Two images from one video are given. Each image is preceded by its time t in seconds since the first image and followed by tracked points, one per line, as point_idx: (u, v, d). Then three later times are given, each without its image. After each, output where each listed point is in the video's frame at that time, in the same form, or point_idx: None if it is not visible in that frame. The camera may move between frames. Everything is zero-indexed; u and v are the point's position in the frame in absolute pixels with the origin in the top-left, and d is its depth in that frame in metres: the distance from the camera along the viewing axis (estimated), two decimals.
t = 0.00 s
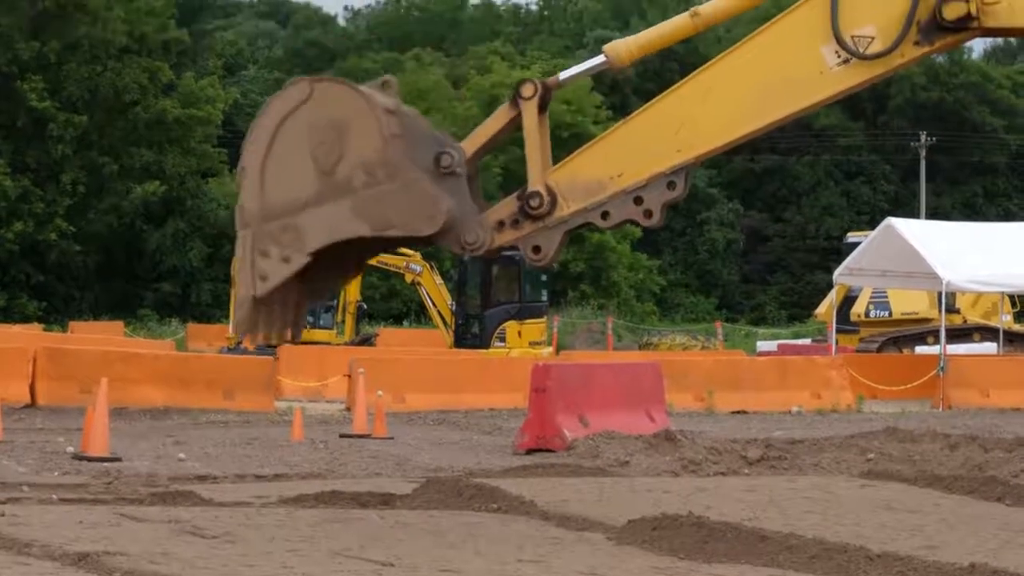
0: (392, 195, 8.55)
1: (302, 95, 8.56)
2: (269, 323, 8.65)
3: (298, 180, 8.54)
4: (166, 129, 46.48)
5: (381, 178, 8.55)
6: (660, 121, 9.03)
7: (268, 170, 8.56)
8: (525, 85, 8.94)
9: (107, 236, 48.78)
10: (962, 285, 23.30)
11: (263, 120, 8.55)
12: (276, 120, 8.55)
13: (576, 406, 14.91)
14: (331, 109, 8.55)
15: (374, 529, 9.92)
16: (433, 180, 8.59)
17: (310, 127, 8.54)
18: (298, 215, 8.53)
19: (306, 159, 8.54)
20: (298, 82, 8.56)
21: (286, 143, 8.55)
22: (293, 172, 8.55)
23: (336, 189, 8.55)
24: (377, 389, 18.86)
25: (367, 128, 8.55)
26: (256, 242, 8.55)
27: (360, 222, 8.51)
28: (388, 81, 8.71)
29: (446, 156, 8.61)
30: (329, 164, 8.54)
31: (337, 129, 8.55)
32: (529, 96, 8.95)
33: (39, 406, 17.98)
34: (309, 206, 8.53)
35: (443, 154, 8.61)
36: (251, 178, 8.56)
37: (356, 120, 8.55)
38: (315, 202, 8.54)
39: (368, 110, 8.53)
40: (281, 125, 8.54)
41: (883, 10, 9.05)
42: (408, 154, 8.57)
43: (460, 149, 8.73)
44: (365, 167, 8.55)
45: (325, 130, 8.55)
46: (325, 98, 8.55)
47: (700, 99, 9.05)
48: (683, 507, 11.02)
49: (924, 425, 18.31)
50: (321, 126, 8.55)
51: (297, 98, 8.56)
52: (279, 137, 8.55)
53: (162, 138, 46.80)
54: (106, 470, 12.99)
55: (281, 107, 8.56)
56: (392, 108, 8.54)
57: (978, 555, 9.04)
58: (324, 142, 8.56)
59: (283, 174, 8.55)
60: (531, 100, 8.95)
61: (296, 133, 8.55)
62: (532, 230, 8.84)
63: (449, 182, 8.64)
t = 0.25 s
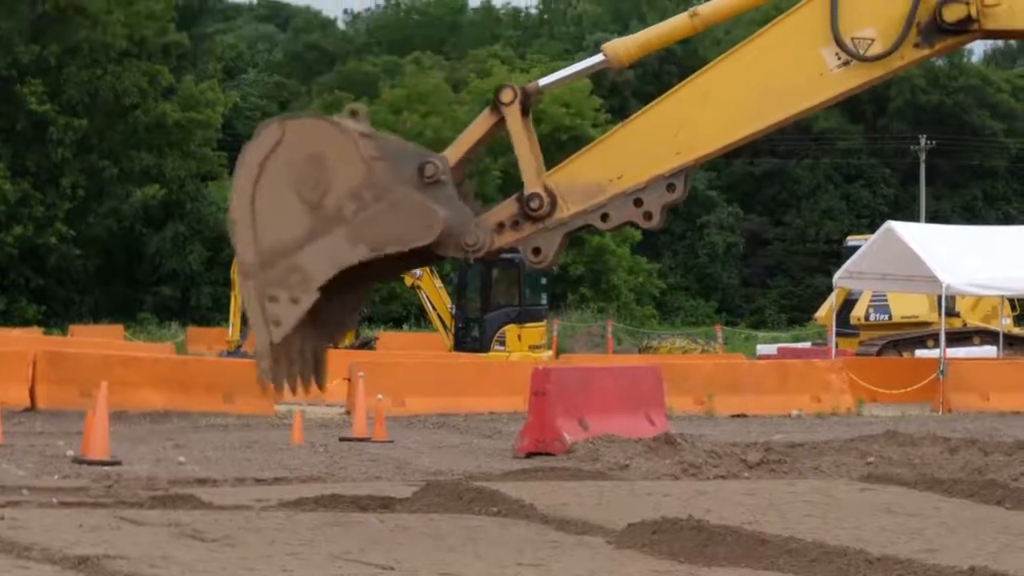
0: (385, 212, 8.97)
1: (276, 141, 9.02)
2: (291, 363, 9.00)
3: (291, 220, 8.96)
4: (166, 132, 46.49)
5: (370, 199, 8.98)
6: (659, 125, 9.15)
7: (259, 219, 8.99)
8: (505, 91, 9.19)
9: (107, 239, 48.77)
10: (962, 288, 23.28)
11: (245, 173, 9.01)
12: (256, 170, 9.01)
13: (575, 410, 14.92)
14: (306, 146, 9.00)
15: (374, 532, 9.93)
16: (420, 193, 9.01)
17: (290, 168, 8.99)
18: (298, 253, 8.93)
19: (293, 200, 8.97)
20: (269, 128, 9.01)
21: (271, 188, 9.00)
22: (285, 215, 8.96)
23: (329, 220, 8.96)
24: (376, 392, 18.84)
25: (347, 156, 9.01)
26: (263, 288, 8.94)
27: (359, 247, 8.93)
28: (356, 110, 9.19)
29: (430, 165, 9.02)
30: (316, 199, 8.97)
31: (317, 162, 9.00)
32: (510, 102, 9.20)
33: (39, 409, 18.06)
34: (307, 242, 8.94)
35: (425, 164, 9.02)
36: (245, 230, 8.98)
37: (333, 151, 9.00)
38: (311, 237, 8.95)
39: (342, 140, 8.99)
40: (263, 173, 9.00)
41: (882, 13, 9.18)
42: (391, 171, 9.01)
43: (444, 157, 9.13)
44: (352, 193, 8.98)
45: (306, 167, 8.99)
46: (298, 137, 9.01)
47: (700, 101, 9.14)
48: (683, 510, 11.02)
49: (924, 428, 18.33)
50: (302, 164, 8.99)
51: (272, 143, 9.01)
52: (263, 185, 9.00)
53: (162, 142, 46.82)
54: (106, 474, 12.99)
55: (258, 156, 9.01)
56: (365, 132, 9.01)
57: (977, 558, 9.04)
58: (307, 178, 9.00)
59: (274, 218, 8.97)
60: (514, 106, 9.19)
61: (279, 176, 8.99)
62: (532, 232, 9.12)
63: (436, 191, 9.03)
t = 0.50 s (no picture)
0: (382, 233, 9.03)
1: (257, 194, 9.07)
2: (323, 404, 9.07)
3: (291, 266, 9.00)
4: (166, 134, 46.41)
5: (364, 225, 9.03)
6: (660, 128, 9.37)
7: (259, 274, 9.02)
8: (485, 103, 9.30)
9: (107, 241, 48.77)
10: (963, 290, 23.23)
11: (234, 232, 9.04)
12: (245, 228, 9.05)
13: (576, 411, 14.95)
14: (288, 190, 9.05)
15: (374, 533, 9.95)
16: (412, 209, 9.08)
17: (278, 216, 9.03)
18: (307, 296, 8.97)
19: (288, 245, 9.00)
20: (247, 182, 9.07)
21: (264, 241, 9.03)
22: (284, 262, 9.00)
23: (328, 255, 9.00)
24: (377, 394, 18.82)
25: (330, 190, 9.06)
26: (280, 339, 8.97)
27: (367, 275, 8.98)
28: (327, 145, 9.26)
29: (415, 181, 9.11)
30: (311, 239, 9.02)
31: (302, 202, 9.06)
32: (492, 112, 9.32)
33: (39, 411, 18.10)
34: (313, 283, 8.98)
35: (410, 182, 9.11)
36: (249, 289, 9.02)
37: (317, 189, 9.05)
38: (315, 278, 8.99)
39: (322, 175, 9.06)
40: (252, 229, 9.05)
41: (882, 16, 9.43)
42: (378, 193, 9.06)
43: (427, 172, 9.21)
44: (346, 224, 9.03)
45: (294, 211, 9.04)
46: (279, 184, 9.06)
47: (701, 104, 9.38)
48: (682, 512, 11.02)
49: (924, 430, 18.34)
50: (288, 208, 9.04)
51: (254, 198, 9.07)
52: (255, 238, 9.05)
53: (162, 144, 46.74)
54: (107, 475, 13.02)
55: (243, 214, 9.07)
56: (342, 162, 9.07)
57: (977, 560, 9.04)
58: (296, 220, 9.04)
59: (273, 269, 9.00)
60: (497, 116, 9.30)
61: (268, 227, 9.04)
62: (532, 234, 9.32)
63: (427, 204, 9.12)
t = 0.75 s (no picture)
0: (382, 254, 9.22)
1: (252, 248, 9.35)
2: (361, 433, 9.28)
3: (301, 308, 9.24)
4: (166, 135, 46.40)
5: (363, 250, 9.24)
6: (660, 129, 9.44)
7: (273, 322, 9.28)
8: (469, 115, 9.44)
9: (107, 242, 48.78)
10: (963, 292, 23.24)
11: (238, 289, 9.32)
12: (247, 282, 9.32)
13: (575, 413, 14.94)
14: (280, 235, 9.30)
15: (374, 534, 9.95)
16: (407, 226, 9.27)
17: (278, 262, 9.29)
18: (324, 331, 9.19)
19: (294, 288, 9.25)
20: (240, 239, 9.34)
21: (269, 290, 9.29)
22: (292, 306, 9.24)
23: (335, 288, 9.22)
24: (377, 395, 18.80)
25: (322, 226, 9.30)
26: (308, 379, 9.20)
27: (377, 297, 9.17)
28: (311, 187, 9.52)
29: (403, 199, 9.32)
30: (315, 276, 9.25)
31: (297, 242, 9.30)
32: (476, 124, 9.45)
33: (38, 412, 18.18)
34: (327, 319, 9.20)
35: (398, 200, 9.34)
36: (266, 338, 9.28)
37: (309, 226, 9.29)
38: (327, 314, 9.21)
39: (311, 214, 9.30)
40: (255, 281, 9.31)
41: (883, 17, 9.41)
42: (369, 218, 9.28)
43: (415, 189, 9.42)
44: (345, 254, 9.25)
45: (292, 253, 9.29)
46: (270, 231, 9.32)
47: (701, 107, 9.42)
48: (683, 513, 11.02)
49: (924, 431, 18.36)
50: (285, 253, 9.30)
51: (250, 252, 9.35)
52: (260, 289, 9.31)
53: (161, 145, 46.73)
54: (106, 476, 13.02)
55: (243, 270, 9.35)
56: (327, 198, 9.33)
57: (977, 561, 9.05)
58: (295, 262, 9.29)
59: (284, 314, 9.25)
60: (482, 126, 9.43)
61: (270, 275, 9.30)
62: (532, 236, 9.46)
63: (420, 217, 9.33)
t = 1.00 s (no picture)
0: (383, 259, 9.29)
1: (252, 257, 9.40)
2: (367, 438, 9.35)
3: (303, 316, 9.30)
4: (166, 136, 46.40)
5: (364, 256, 9.31)
6: (660, 131, 9.43)
7: (275, 331, 9.33)
8: (465, 120, 9.42)
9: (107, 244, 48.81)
10: (964, 293, 23.26)
11: (239, 298, 9.37)
12: (248, 292, 9.37)
13: (575, 413, 14.91)
14: (279, 244, 9.35)
15: (375, 535, 9.95)
16: (407, 230, 9.34)
17: (278, 271, 9.34)
18: (327, 338, 9.25)
19: (296, 296, 9.31)
20: (238, 249, 9.39)
21: (271, 299, 9.34)
22: (295, 314, 9.31)
23: (337, 295, 9.29)
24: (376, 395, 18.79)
25: (322, 233, 9.36)
26: (313, 387, 9.25)
27: (380, 301, 9.24)
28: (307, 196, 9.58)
29: (402, 204, 9.41)
30: (316, 283, 9.32)
31: (298, 250, 9.35)
32: (473, 128, 9.44)
33: (39, 413, 18.17)
34: (331, 326, 9.27)
35: (396, 206, 9.42)
36: (269, 348, 9.32)
37: (309, 234, 9.36)
38: (329, 321, 9.28)
39: (310, 222, 9.36)
40: (256, 289, 9.36)
41: (884, 18, 9.39)
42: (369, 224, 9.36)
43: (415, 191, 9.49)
44: (346, 260, 9.32)
45: (292, 261, 9.34)
46: (269, 240, 9.37)
47: (701, 108, 9.41)
48: (683, 514, 11.03)
49: (925, 432, 18.35)
50: (283, 262, 9.35)
51: (249, 262, 9.39)
52: (261, 297, 9.35)
53: (161, 146, 46.70)
54: (106, 477, 13.01)
55: (243, 279, 9.40)
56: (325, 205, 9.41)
57: (978, 561, 9.05)
58: (296, 270, 9.34)
59: (287, 321, 9.30)
60: (479, 131, 9.43)
61: (271, 284, 9.35)
62: (532, 239, 9.46)
63: (420, 222, 9.40)
